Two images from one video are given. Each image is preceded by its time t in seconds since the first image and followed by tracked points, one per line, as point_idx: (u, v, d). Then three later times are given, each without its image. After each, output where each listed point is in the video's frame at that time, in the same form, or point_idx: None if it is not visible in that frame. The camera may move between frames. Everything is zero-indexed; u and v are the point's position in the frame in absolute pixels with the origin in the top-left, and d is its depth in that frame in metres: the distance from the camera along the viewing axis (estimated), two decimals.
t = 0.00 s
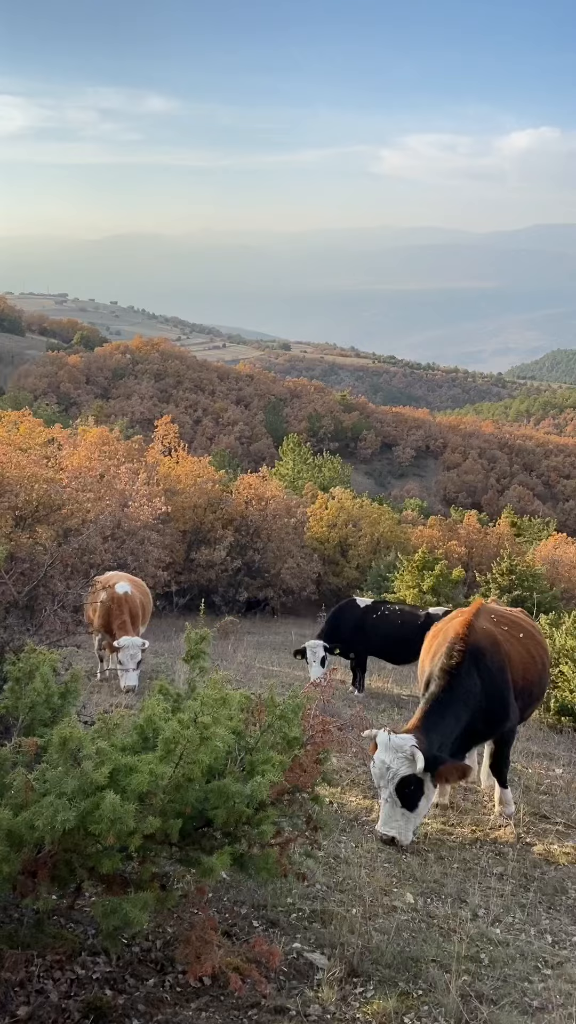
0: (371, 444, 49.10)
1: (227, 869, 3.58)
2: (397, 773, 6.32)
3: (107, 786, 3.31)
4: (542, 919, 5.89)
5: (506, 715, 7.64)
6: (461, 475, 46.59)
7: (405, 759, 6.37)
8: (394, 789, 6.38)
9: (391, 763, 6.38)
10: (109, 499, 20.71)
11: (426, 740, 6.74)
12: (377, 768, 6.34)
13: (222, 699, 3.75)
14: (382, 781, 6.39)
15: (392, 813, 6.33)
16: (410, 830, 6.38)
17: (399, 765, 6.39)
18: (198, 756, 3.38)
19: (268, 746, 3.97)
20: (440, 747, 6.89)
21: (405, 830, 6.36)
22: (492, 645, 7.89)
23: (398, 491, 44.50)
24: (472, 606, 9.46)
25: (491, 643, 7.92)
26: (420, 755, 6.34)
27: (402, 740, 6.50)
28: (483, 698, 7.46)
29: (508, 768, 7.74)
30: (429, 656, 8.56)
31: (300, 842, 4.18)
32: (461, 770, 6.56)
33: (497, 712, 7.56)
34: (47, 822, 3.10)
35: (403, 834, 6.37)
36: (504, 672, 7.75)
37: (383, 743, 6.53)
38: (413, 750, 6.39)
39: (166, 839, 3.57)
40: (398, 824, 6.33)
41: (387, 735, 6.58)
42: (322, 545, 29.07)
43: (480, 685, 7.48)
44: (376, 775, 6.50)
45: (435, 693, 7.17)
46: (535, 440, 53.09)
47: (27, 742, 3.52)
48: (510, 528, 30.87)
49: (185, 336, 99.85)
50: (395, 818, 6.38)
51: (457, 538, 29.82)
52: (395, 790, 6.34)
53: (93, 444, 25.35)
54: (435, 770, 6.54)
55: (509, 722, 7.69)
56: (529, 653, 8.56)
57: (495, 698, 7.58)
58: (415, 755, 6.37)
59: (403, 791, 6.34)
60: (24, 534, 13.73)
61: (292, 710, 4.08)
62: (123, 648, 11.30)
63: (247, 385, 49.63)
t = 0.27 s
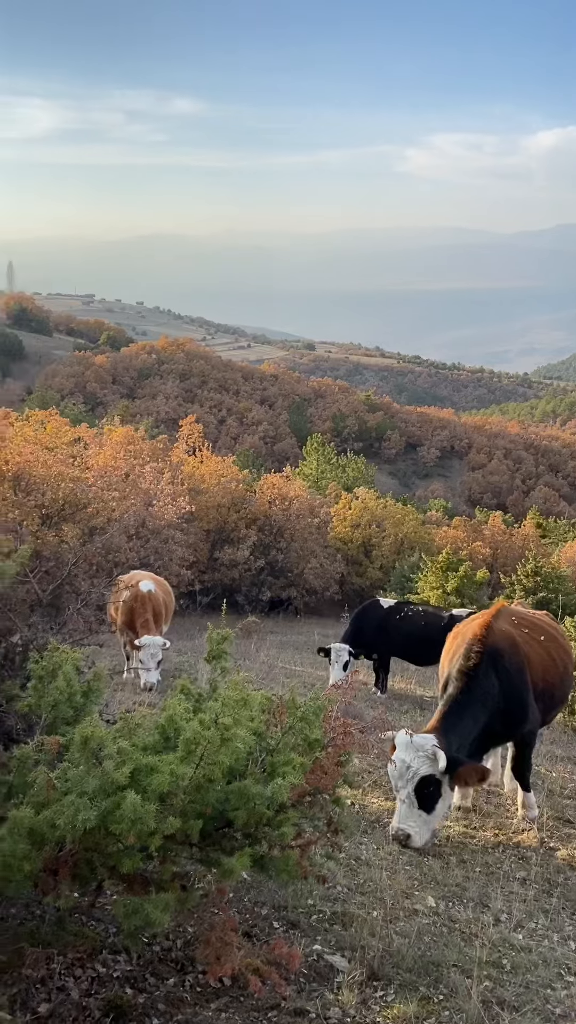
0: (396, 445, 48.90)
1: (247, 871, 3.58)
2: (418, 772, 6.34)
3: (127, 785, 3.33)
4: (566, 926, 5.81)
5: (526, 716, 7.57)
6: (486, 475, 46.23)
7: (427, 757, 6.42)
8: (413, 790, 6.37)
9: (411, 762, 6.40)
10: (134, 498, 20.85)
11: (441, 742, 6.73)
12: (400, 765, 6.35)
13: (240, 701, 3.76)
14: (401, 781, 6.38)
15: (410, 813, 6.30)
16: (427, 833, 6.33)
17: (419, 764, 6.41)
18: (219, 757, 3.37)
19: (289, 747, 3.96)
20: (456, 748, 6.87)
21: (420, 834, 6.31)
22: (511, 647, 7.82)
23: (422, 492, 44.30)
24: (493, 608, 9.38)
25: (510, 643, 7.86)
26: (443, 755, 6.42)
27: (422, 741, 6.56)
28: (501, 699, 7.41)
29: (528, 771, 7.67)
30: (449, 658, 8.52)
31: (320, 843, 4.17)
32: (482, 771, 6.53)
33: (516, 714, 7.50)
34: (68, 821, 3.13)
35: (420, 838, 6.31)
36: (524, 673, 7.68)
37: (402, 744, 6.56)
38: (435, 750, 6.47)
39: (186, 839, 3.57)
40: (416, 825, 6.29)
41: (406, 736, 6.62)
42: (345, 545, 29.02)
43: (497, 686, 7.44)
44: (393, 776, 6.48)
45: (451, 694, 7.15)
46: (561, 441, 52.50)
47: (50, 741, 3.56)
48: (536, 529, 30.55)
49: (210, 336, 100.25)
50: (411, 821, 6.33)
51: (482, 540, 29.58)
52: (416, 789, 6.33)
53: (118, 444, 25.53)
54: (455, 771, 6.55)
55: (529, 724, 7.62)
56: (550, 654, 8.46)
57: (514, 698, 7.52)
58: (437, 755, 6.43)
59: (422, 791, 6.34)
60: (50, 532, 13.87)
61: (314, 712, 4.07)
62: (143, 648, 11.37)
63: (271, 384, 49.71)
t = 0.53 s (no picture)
0: (417, 445, 48.67)
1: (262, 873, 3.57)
2: (432, 779, 6.30)
3: (142, 787, 3.34)
4: None
5: (541, 719, 7.47)
6: (508, 476, 45.86)
7: (440, 764, 6.33)
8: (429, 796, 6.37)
9: (425, 770, 6.35)
10: (154, 498, 20.93)
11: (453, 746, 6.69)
12: (413, 777, 6.31)
13: (254, 705, 3.76)
14: (416, 789, 6.37)
15: (428, 821, 6.34)
16: (446, 834, 6.40)
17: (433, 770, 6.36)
18: (234, 758, 3.36)
19: (304, 749, 3.95)
20: (469, 753, 6.82)
21: (441, 837, 6.37)
22: (526, 649, 7.72)
23: (443, 492, 44.06)
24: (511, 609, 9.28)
25: (525, 645, 7.76)
26: (456, 759, 6.32)
27: (434, 746, 6.46)
28: (515, 702, 7.32)
29: (546, 774, 7.57)
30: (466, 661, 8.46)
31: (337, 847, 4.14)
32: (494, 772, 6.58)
33: (532, 717, 7.40)
34: (83, 822, 3.14)
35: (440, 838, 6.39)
36: (539, 676, 7.57)
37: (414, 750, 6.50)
38: (448, 754, 6.38)
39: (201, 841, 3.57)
40: (434, 829, 6.34)
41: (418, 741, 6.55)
42: (365, 546, 28.94)
43: (512, 688, 7.36)
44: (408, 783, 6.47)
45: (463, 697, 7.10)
46: None
47: (66, 741, 3.57)
48: (558, 530, 30.23)
49: (231, 336, 100.48)
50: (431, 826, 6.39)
51: (503, 541, 29.36)
52: (431, 797, 6.32)
53: (139, 444, 25.64)
54: (469, 773, 6.55)
55: (546, 726, 7.52)
56: (568, 655, 8.32)
57: (530, 700, 7.41)
58: (450, 760, 6.34)
59: (437, 797, 6.33)
60: (70, 531, 13.97)
61: (330, 715, 4.05)
62: (160, 648, 11.40)
63: (292, 385, 49.69)
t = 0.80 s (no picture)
0: (433, 444, 48.46)
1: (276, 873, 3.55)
2: (433, 773, 6.51)
3: (157, 785, 3.35)
4: None
5: (556, 719, 7.37)
6: (526, 476, 45.55)
7: (443, 759, 6.54)
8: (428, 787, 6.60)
9: (428, 762, 6.57)
10: (170, 497, 20.99)
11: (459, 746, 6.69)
12: (414, 766, 6.51)
13: (270, 705, 3.75)
14: (417, 779, 6.60)
15: (424, 812, 6.56)
16: (441, 828, 6.61)
17: (436, 764, 6.57)
18: (249, 758, 3.35)
19: (319, 750, 3.93)
20: (478, 752, 6.80)
21: (434, 830, 6.58)
22: (539, 648, 7.64)
23: (460, 492, 43.85)
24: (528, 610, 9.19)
25: (540, 644, 7.68)
26: (458, 757, 6.51)
27: (440, 740, 6.66)
28: (527, 702, 7.25)
29: (563, 775, 7.46)
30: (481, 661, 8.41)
31: (352, 847, 4.12)
32: (497, 771, 6.73)
33: (545, 716, 7.31)
34: (97, 820, 3.15)
35: (434, 832, 6.60)
36: (553, 674, 7.48)
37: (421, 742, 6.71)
38: (452, 751, 6.57)
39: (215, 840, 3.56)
40: (428, 821, 6.56)
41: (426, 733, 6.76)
42: (381, 545, 28.87)
43: (524, 687, 7.30)
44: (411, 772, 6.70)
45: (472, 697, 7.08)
46: None
47: (81, 739, 3.58)
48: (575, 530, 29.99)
49: (247, 335, 100.55)
50: (426, 817, 6.60)
51: (520, 541, 29.18)
52: (430, 788, 6.55)
53: (155, 443, 25.73)
54: (471, 771, 6.67)
55: (561, 726, 7.42)
56: None
57: (544, 699, 7.33)
58: (453, 756, 6.53)
59: (437, 791, 6.54)
60: (87, 531, 14.03)
61: (345, 715, 4.02)
62: (176, 648, 11.43)
63: (308, 384, 49.66)
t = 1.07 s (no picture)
0: (445, 443, 48.31)
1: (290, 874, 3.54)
2: (432, 775, 6.42)
3: (170, 786, 3.34)
4: None
5: (561, 718, 7.32)
6: (538, 475, 45.33)
7: (443, 762, 6.43)
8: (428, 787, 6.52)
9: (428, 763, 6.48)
10: (182, 496, 21.02)
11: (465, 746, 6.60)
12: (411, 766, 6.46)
13: (282, 705, 3.73)
14: (417, 779, 6.55)
15: (422, 811, 6.51)
16: (439, 828, 6.55)
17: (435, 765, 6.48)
18: (262, 758, 3.34)
19: (333, 751, 3.90)
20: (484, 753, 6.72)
21: (433, 829, 6.53)
22: (545, 648, 7.58)
23: (471, 491, 43.69)
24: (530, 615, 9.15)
25: (545, 645, 7.64)
26: (458, 761, 6.38)
27: (441, 741, 6.54)
28: (533, 702, 7.19)
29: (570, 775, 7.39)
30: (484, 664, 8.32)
31: (365, 848, 4.10)
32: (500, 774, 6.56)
33: (551, 716, 7.25)
34: (111, 820, 3.14)
35: (434, 831, 6.55)
36: (558, 674, 7.43)
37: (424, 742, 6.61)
38: (452, 755, 6.44)
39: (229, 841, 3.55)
40: (427, 821, 6.50)
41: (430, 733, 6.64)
42: (393, 545, 28.83)
43: (530, 687, 7.25)
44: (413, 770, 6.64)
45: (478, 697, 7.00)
46: None
47: (94, 739, 3.58)
48: None
49: (259, 335, 100.56)
50: (425, 815, 6.55)
51: (533, 540, 29.03)
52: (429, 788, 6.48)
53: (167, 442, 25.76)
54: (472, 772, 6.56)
55: (566, 727, 7.36)
56: None
57: (549, 700, 7.28)
58: (453, 759, 6.42)
59: (436, 792, 6.46)
60: (100, 530, 14.10)
61: (358, 715, 4.01)
62: (190, 648, 11.43)
63: (319, 383, 49.61)
